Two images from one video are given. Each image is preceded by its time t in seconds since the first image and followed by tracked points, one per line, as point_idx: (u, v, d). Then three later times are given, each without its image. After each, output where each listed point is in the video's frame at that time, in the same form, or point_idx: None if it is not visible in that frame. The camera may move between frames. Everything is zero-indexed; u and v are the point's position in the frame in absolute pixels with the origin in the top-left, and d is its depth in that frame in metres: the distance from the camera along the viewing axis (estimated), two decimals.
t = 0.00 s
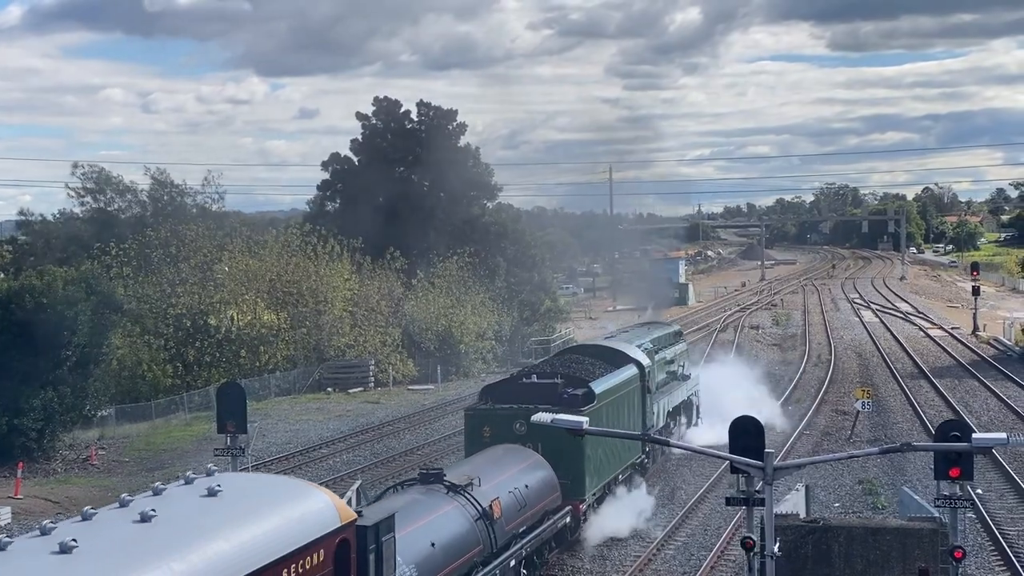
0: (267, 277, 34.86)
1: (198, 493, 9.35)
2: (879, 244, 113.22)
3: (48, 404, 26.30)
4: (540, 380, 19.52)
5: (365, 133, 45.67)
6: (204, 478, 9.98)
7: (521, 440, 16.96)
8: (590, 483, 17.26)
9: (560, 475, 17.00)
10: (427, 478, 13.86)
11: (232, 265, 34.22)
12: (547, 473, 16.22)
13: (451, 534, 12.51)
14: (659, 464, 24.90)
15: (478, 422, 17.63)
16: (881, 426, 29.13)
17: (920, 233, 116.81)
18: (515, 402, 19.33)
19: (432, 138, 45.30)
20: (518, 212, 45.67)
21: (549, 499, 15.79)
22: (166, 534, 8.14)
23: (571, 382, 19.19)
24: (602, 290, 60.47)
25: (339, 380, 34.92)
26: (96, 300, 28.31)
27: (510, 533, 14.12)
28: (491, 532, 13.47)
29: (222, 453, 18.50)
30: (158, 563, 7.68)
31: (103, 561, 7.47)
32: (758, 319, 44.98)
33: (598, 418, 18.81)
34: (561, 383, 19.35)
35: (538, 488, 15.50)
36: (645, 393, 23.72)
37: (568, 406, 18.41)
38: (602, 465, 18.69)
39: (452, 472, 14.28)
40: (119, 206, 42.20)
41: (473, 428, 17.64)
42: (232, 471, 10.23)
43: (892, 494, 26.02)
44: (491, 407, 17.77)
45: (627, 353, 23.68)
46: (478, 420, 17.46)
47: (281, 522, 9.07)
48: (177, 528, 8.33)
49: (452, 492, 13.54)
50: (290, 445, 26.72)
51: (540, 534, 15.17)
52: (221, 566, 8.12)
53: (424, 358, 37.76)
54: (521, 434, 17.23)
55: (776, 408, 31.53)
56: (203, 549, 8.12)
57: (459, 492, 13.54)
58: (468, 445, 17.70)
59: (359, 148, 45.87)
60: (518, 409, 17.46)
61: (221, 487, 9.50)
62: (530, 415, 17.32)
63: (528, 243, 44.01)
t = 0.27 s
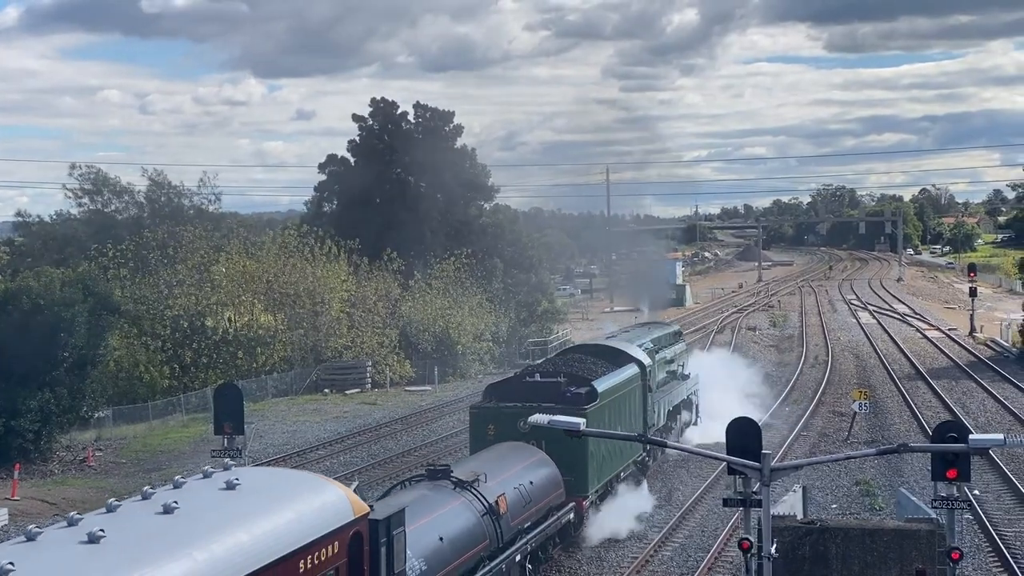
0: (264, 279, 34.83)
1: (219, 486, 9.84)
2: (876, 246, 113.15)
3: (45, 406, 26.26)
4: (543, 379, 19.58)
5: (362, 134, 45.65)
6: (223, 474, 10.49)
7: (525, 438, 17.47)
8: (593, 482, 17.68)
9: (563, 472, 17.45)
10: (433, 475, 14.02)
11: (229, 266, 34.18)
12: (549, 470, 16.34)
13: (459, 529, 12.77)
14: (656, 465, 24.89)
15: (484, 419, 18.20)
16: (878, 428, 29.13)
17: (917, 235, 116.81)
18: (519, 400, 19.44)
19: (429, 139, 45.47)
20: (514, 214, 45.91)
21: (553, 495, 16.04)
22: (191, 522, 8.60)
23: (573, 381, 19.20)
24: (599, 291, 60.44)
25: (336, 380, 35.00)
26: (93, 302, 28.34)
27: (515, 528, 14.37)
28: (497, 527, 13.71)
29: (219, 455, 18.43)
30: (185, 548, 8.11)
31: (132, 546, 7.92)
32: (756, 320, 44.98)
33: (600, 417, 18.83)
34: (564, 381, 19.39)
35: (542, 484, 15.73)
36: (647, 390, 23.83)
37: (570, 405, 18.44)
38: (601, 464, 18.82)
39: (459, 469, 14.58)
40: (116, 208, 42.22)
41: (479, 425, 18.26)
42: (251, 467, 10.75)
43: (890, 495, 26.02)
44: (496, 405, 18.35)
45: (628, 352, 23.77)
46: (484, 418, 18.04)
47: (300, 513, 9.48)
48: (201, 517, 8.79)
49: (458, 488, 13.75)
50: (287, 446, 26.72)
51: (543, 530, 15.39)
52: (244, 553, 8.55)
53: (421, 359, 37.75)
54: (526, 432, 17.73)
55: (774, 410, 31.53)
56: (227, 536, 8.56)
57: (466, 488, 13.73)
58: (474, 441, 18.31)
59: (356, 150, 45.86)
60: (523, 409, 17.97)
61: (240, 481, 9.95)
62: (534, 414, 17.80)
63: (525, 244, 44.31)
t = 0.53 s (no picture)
0: (260, 281, 34.81)
1: (236, 480, 10.07)
2: (872, 247, 113.18)
3: (41, 408, 26.21)
4: (546, 379, 19.61)
5: (358, 136, 45.59)
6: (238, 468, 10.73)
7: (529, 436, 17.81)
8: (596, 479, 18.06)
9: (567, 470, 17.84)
10: (440, 471, 14.10)
11: (226, 269, 34.15)
12: (551, 468, 16.40)
13: (466, 524, 12.84)
14: (653, 467, 24.85)
15: (489, 417, 18.53)
16: (875, 429, 29.14)
17: (914, 236, 116.86)
18: (523, 399, 19.48)
19: (425, 141, 45.47)
20: (511, 215, 45.94)
21: (557, 491, 16.15)
22: (211, 515, 8.84)
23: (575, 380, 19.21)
24: (596, 293, 60.41)
25: (332, 382, 34.89)
26: (90, 304, 28.15)
27: (520, 524, 14.47)
28: (503, 523, 13.81)
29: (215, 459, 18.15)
30: (205, 539, 8.34)
31: (156, 536, 8.16)
32: (752, 321, 44.99)
33: (602, 417, 18.84)
34: (567, 381, 19.42)
35: (546, 482, 15.82)
36: (648, 389, 23.88)
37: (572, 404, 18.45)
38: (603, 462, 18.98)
39: (465, 465, 14.69)
40: (113, 209, 42.15)
41: (483, 424, 18.59)
42: (266, 461, 10.98)
43: (886, 497, 26.02)
44: (500, 403, 18.66)
45: (630, 351, 23.85)
46: (488, 416, 18.38)
47: (315, 506, 9.69)
48: (220, 510, 9.02)
49: (465, 484, 13.85)
50: (284, 448, 26.68)
51: (544, 528, 15.49)
52: (263, 545, 8.76)
53: (417, 361, 37.71)
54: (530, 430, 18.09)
55: (771, 411, 31.54)
56: (245, 528, 8.79)
57: (472, 484, 13.84)
58: (479, 440, 18.59)
59: (352, 151, 45.80)
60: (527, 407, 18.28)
61: (256, 475, 10.20)
62: (537, 413, 18.10)
63: (521, 247, 44.33)
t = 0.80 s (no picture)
0: (257, 283, 34.78)
1: (252, 475, 10.43)
2: (868, 249, 113.23)
3: (37, 410, 26.16)
4: (549, 378, 19.63)
5: (355, 136, 45.60)
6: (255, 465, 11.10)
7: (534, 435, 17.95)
8: (599, 477, 18.31)
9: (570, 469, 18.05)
10: (447, 468, 14.20)
11: (222, 270, 34.10)
12: (554, 466, 16.45)
13: (472, 520, 13.00)
14: (650, 469, 24.87)
15: (492, 415, 18.61)
16: (871, 430, 29.17)
17: (910, 237, 116.96)
18: (526, 398, 19.51)
19: (421, 142, 45.40)
20: (508, 217, 45.99)
21: (559, 489, 16.17)
22: (230, 506, 9.19)
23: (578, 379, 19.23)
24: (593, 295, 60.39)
25: (329, 384, 34.84)
26: (87, 305, 28.04)
27: (525, 520, 14.58)
28: (508, 519, 13.91)
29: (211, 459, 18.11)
30: (225, 529, 8.67)
31: (178, 526, 8.54)
32: (749, 323, 45.02)
33: (604, 416, 18.82)
34: (569, 379, 19.43)
35: (550, 477, 15.90)
36: (648, 389, 23.95)
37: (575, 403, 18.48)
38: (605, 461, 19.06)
39: (470, 462, 14.84)
40: (109, 210, 42.08)
41: (487, 422, 18.67)
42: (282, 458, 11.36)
43: (883, 498, 26.04)
44: (504, 402, 18.76)
45: (630, 351, 23.93)
46: (491, 414, 18.48)
47: (329, 500, 10.02)
48: (239, 502, 9.38)
49: (471, 481, 14.03)
50: (280, 449, 26.66)
51: (550, 523, 15.57)
52: (281, 535, 9.09)
53: (414, 362, 37.68)
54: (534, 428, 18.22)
55: (767, 412, 31.55)
56: (263, 520, 9.11)
57: (477, 481, 13.97)
58: (482, 438, 18.69)
59: (349, 152, 45.79)
60: (531, 404, 18.36)
61: (271, 470, 10.58)
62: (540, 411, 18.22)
63: (518, 248, 44.33)
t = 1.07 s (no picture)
0: (253, 284, 34.73)
1: (268, 469, 10.60)
2: (864, 250, 113.36)
3: (32, 411, 26.11)
4: (551, 376, 19.64)
5: (351, 138, 45.69)
6: (269, 459, 11.26)
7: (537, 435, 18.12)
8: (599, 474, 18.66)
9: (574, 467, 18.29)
10: (452, 464, 14.32)
11: (218, 271, 34.06)
12: (558, 462, 16.59)
13: (478, 515, 13.15)
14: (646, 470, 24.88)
15: (495, 414, 18.73)
16: (867, 432, 29.19)
17: (906, 239, 117.04)
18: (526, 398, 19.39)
19: (417, 143, 45.36)
20: (504, 218, 45.89)
21: (562, 486, 16.36)
22: (247, 498, 9.36)
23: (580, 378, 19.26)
24: (589, 296, 60.43)
25: (325, 385, 34.81)
26: (82, 307, 28.07)
27: (529, 516, 14.72)
28: (513, 515, 14.03)
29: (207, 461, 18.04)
30: (244, 521, 8.85)
31: (198, 519, 8.68)
32: (744, 324, 45.03)
33: (603, 414, 18.82)
34: (571, 378, 19.45)
35: (553, 475, 16.02)
36: (648, 389, 24.02)
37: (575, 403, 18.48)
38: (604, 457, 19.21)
39: (476, 458, 14.96)
40: (104, 212, 42.06)
41: (490, 421, 18.81)
42: (296, 453, 11.49)
43: (879, 499, 26.04)
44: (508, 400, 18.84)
45: (630, 351, 24.00)
46: (494, 414, 18.61)
47: (343, 492, 10.18)
48: (256, 494, 9.55)
49: (476, 477, 14.12)
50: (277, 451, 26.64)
51: (552, 519, 15.69)
52: (297, 527, 9.25)
53: (410, 363, 37.64)
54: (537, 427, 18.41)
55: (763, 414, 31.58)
56: (280, 512, 9.28)
57: (483, 476, 14.11)
58: (485, 437, 18.84)
59: (344, 153, 45.89)
60: (534, 402, 18.46)
61: (286, 465, 10.70)
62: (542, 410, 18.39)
63: (515, 249, 44.11)
